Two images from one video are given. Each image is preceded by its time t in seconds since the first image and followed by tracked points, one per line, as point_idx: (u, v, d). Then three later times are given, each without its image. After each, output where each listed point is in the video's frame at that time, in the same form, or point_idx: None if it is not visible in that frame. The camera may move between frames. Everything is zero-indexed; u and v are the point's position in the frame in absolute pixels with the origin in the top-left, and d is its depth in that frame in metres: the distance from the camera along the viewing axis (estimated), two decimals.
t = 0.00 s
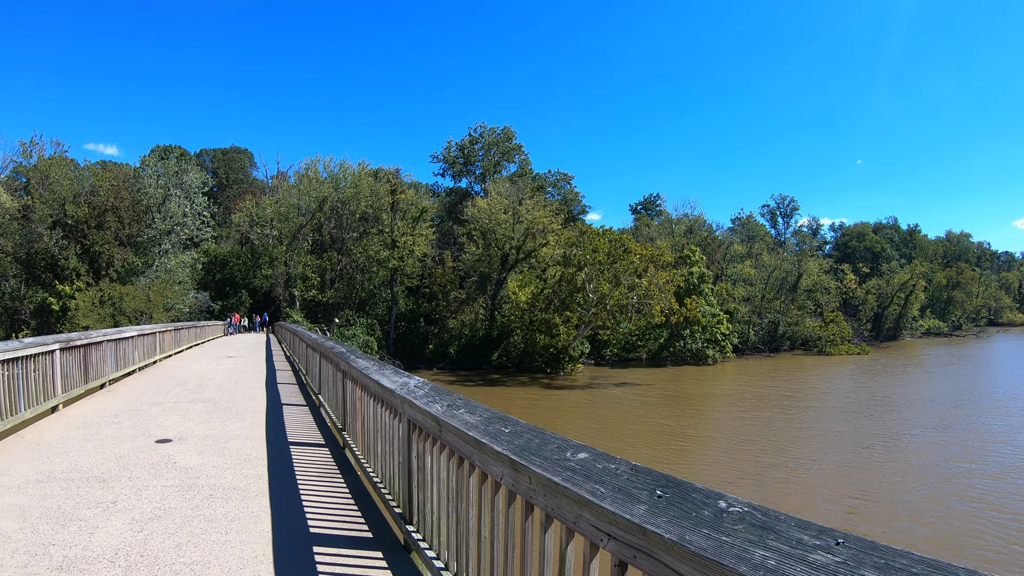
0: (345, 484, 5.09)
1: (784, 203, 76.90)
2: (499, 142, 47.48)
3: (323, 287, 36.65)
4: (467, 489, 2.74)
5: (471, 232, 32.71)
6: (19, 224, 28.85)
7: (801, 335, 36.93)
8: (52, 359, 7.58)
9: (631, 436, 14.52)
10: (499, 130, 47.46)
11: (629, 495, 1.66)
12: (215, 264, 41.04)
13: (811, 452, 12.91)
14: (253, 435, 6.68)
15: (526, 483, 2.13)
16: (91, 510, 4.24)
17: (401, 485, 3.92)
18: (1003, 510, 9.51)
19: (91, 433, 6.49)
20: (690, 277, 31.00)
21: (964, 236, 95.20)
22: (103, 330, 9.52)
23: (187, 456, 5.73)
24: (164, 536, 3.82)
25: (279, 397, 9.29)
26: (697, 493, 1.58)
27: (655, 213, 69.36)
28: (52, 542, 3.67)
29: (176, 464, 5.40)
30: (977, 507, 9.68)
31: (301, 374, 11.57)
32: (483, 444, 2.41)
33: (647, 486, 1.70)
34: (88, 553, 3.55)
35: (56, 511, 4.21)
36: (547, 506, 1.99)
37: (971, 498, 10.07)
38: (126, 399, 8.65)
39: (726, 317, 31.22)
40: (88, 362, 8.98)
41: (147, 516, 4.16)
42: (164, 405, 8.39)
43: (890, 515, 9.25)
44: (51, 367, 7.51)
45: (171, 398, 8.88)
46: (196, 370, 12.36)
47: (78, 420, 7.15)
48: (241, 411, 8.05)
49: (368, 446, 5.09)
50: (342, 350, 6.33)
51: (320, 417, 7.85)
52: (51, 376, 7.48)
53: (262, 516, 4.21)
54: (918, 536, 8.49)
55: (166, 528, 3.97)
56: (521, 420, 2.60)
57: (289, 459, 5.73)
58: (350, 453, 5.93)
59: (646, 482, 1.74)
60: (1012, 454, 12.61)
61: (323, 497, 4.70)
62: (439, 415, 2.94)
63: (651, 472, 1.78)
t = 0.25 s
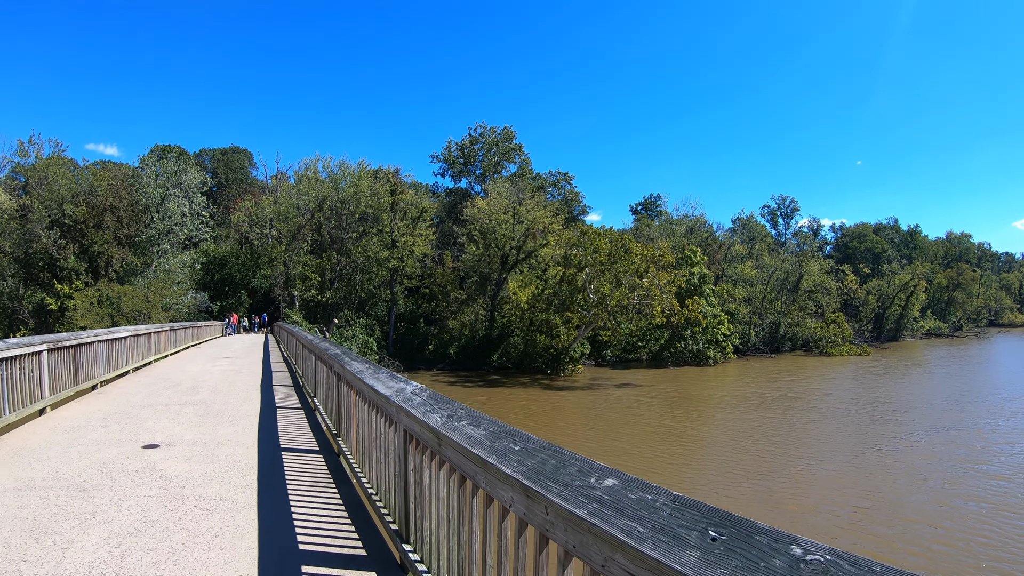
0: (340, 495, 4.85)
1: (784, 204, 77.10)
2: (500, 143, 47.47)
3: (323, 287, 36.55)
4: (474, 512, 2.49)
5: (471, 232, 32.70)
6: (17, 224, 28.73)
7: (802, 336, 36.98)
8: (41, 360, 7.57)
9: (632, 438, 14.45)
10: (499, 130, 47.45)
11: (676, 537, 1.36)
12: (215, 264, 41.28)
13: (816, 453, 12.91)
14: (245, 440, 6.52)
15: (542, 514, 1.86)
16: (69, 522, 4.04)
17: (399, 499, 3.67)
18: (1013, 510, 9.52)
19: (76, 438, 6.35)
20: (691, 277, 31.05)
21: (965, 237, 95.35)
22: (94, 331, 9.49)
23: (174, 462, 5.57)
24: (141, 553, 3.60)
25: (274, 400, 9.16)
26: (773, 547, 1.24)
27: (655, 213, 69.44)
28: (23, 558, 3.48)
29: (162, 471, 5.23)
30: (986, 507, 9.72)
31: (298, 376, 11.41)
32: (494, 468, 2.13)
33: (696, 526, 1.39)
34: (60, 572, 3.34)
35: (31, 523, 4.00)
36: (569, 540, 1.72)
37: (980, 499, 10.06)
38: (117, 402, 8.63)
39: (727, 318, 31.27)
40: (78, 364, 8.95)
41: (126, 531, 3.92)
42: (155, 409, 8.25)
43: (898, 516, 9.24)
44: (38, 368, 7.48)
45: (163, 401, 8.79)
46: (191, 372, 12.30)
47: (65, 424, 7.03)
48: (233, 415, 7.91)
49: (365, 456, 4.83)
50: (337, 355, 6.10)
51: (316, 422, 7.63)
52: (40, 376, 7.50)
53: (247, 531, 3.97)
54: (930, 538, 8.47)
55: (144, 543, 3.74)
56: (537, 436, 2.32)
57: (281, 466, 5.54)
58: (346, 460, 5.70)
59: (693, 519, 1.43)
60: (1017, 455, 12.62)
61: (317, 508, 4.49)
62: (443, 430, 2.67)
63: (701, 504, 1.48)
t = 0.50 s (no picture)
0: (333, 509, 4.58)
1: (786, 204, 77.21)
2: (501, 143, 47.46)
3: (323, 287, 36.49)
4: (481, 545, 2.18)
5: (473, 232, 32.68)
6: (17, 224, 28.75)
7: (805, 338, 36.96)
8: (29, 362, 7.53)
9: (634, 440, 14.39)
10: (501, 130, 47.44)
11: None
12: (215, 264, 41.42)
13: (824, 454, 12.91)
14: (235, 447, 6.39)
15: (565, 562, 1.55)
16: (43, 537, 3.85)
17: (395, 518, 3.40)
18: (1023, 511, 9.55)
19: (62, 443, 6.28)
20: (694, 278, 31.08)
21: (967, 238, 95.29)
22: (85, 332, 9.49)
23: (160, 471, 5.45)
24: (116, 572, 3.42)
25: (269, 405, 9.09)
26: None
27: (657, 214, 69.51)
28: None
29: (146, 480, 5.12)
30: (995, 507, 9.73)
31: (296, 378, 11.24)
32: (505, 498, 1.86)
33: None
34: None
35: (3, 537, 3.84)
36: None
37: (987, 499, 10.09)
38: (108, 405, 8.58)
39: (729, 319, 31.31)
40: (68, 365, 8.93)
41: (102, 547, 3.74)
42: (145, 413, 8.20)
43: (907, 518, 9.25)
44: (26, 370, 7.44)
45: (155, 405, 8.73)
46: (187, 374, 12.28)
47: (52, 429, 6.97)
48: (225, 421, 7.83)
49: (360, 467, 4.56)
50: (335, 360, 5.87)
51: (314, 428, 7.41)
52: (27, 379, 7.46)
53: (233, 549, 3.77)
54: (940, 539, 8.50)
55: (121, 560, 3.57)
56: (552, 461, 2.05)
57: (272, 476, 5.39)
58: (341, 472, 5.42)
59: None
60: None
61: (310, 520, 4.33)
62: (445, 450, 2.40)
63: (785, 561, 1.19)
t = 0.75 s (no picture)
0: (333, 529, 4.38)
1: (789, 205, 77.25)
2: (504, 144, 47.51)
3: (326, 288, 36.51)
4: None
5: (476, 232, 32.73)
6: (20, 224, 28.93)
7: (809, 339, 36.93)
8: (19, 365, 7.55)
9: (637, 443, 14.37)
10: (504, 131, 47.48)
11: None
12: (217, 265, 41.49)
13: (832, 457, 12.93)
14: (231, 457, 6.36)
15: None
16: (21, 557, 3.76)
17: (399, 545, 3.18)
18: None
19: (51, 451, 6.29)
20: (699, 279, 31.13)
21: (972, 239, 95.10)
22: (80, 334, 9.53)
23: (150, 482, 5.42)
24: None
25: (268, 410, 9.09)
26: None
27: (660, 215, 69.60)
28: None
29: (136, 492, 5.09)
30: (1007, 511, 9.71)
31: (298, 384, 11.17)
32: (535, 549, 1.55)
33: None
34: None
35: None
36: None
37: (997, 502, 10.09)
38: (102, 410, 8.60)
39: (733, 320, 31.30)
40: (62, 368, 8.97)
41: (87, 569, 3.64)
42: (139, 418, 8.21)
43: (918, 520, 9.28)
44: (16, 374, 7.48)
45: (151, 410, 8.75)
46: (186, 377, 12.33)
47: (42, 435, 6.99)
48: (221, 428, 7.84)
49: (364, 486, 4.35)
50: (339, 369, 5.72)
51: (316, 438, 7.26)
52: (16, 384, 7.48)
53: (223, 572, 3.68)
54: (953, 543, 8.50)
55: None
56: (585, 503, 1.76)
57: (270, 489, 5.32)
58: (342, 489, 5.26)
59: None
60: None
61: (307, 538, 4.27)
62: (460, 482, 2.12)
63: None
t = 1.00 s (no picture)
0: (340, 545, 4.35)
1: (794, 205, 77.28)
2: (509, 144, 47.59)
3: (330, 288, 36.57)
4: None
5: (479, 232, 32.79)
6: (24, 224, 29.13)
7: (815, 340, 36.91)
8: (11, 366, 7.62)
9: (643, 444, 14.41)
10: (508, 131, 47.54)
11: None
12: (220, 265, 41.57)
13: (839, 458, 12.93)
14: (226, 464, 6.39)
15: None
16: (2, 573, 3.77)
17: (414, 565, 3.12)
18: None
19: (43, 456, 6.35)
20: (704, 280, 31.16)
21: (977, 239, 94.92)
22: (76, 334, 9.62)
23: (141, 490, 5.47)
24: None
25: (267, 413, 9.15)
26: None
27: (665, 215, 69.61)
28: None
29: (126, 501, 5.15)
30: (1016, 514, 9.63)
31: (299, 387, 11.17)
32: None
33: None
34: None
35: None
36: None
37: (1005, 505, 10.01)
38: (99, 413, 8.68)
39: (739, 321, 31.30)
40: (57, 369, 9.06)
41: None
42: (135, 421, 8.27)
43: (927, 522, 9.27)
44: (8, 375, 7.55)
45: (149, 413, 8.84)
46: (188, 378, 12.44)
47: (36, 439, 7.05)
48: (219, 431, 7.90)
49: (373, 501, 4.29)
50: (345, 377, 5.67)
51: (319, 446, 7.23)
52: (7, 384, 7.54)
53: None
54: (965, 547, 8.41)
55: None
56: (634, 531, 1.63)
57: (266, 498, 5.34)
58: (347, 500, 5.25)
59: None
60: None
61: (300, 550, 4.29)
62: (490, 510, 2.01)
63: None
